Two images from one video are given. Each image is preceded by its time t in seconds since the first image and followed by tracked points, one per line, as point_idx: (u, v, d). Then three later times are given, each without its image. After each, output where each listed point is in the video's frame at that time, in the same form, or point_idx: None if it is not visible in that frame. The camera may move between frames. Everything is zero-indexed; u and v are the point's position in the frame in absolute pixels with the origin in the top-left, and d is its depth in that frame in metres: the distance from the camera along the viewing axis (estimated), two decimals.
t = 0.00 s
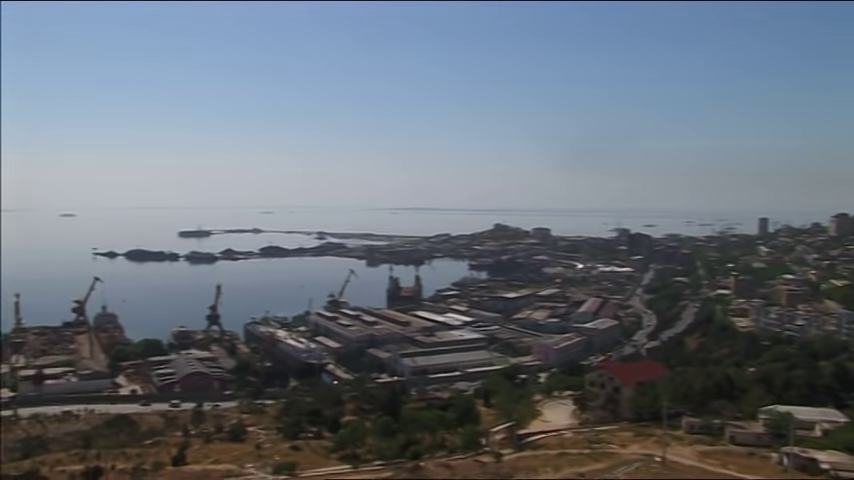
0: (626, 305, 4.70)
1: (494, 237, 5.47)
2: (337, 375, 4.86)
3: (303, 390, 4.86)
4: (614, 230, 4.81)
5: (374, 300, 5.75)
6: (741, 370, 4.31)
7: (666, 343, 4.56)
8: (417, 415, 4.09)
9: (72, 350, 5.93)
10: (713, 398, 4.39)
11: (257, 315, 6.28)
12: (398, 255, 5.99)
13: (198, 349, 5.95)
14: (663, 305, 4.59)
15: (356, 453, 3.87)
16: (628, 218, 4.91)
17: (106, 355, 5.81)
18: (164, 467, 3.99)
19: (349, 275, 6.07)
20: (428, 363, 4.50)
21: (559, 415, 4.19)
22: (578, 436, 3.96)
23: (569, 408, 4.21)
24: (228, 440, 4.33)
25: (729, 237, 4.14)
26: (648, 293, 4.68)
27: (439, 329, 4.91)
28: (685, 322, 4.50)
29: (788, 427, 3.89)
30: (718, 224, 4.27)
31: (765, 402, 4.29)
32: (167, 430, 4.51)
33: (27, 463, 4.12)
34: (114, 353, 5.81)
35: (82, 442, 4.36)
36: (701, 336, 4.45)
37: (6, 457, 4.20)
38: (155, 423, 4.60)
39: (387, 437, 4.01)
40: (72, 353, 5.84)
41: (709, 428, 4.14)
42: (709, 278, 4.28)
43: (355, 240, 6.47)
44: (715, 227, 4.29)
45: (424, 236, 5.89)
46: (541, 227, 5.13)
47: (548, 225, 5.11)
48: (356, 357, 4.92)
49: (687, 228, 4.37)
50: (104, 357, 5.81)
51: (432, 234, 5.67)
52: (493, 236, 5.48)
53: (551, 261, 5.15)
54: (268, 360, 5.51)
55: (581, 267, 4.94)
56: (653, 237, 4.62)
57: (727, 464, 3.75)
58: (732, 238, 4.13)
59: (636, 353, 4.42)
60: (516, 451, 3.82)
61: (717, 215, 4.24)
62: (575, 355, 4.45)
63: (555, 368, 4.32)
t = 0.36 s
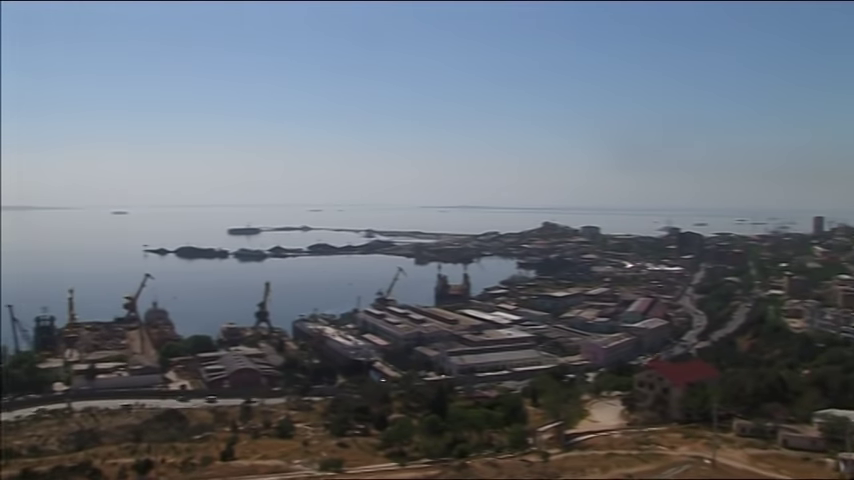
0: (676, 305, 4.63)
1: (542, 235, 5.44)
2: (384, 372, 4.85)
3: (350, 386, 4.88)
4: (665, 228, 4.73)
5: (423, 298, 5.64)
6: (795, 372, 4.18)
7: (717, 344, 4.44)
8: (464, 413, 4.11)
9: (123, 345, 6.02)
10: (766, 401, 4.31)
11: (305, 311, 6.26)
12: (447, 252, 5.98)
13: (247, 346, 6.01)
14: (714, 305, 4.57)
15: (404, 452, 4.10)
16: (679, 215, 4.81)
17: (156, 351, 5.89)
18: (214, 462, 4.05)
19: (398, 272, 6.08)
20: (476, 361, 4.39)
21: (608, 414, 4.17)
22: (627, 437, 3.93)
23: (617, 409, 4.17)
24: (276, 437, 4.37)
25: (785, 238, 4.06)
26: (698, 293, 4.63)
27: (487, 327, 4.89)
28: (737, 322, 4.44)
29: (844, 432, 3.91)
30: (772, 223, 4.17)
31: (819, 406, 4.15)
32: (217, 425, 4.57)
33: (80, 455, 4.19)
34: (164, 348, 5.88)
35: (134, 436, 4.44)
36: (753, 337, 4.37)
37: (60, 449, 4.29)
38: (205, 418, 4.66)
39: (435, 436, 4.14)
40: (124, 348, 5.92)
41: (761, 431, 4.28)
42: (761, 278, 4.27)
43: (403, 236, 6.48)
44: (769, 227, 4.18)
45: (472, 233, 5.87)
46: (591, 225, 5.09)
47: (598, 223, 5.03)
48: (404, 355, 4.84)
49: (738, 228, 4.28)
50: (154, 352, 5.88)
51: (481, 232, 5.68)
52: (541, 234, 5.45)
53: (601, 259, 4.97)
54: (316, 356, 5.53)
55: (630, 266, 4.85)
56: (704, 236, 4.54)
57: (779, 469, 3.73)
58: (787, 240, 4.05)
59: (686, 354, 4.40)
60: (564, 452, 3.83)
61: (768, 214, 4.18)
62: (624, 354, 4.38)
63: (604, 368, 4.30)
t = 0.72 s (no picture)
0: (729, 305, 4.54)
1: (593, 235, 5.41)
2: (433, 371, 4.81)
3: (399, 386, 4.90)
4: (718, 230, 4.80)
5: (473, 297, 5.61)
6: None
7: (770, 346, 4.21)
8: (512, 413, 4.14)
9: (174, 341, 6.09)
10: (822, 407, 3.94)
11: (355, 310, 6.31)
12: (497, 252, 5.97)
13: (297, 344, 6.06)
14: (768, 307, 4.39)
15: (451, 452, 4.03)
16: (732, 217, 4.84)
17: (207, 348, 5.95)
18: (263, 459, 4.09)
19: (447, 271, 6.08)
20: (526, 362, 4.42)
21: (657, 417, 4.14)
22: (677, 440, 3.89)
23: (667, 412, 4.15)
24: (324, 434, 4.40)
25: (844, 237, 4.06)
26: (752, 295, 4.52)
27: (536, 327, 4.87)
28: (791, 322, 4.23)
29: None
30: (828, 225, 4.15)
31: None
32: (266, 423, 4.61)
33: (132, 449, 4.26)
34: (215, 346, 5.94)
35: (184, 432, 4.50)
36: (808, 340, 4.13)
37: (113, 442, 4.36)
38: (253, 415, 4.67)
39: (482, 436, 4.11)
40: (175, 345, 6.00)
41: (818, 437, 3.80)
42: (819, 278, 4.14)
43: (453, 237, 6.49)
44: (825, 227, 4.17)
45: (523, 234, 5.86)
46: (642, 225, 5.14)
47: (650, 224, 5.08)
48: (453, 355, 4.85)
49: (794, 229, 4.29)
50: (205, 349, 5.95)
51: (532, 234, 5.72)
52: (591, 234, 5.41)
53: (651, 260, 5.00)
54: (365, 355, 5.51)
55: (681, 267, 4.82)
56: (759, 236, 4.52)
57: (837, 475, 3.53)
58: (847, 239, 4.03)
59: (739, 356, 4.24)
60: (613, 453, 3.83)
61: (825, 215, 4.19)
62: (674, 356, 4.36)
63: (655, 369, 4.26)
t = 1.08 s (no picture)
0: (786, 308, 4.34)
1: (647, 235, 5.32)
2: (484, 371, 4.78)
3: (451, 385, 4.88)
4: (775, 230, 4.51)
5: (525, 297, 5.58)
6: None
7: (831, 350, 4.07)
8: (564, 414, 4.14)
9: (228, 339, 6.15)
10: None
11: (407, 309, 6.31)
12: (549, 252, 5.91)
13: (349, 343, 6.07)
14: (829, 310, 4.20)
15: (502, 452, 4.06)
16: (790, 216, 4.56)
17: (260, 345, 6.00)
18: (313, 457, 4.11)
19: (499, 271, 6.05)
20: (579, 363, 4.36)
21: (713, 420, 4.07)
22: (731, 444, 3.81)
23: (723, 415, 4.07)
24: (375, 433, 4.41)
25: None
26: (811, 297, 4.30)
27: (589, 328, 4.82)
28: None
29: None
30: None
31: None
32: (317, 420, 4.63)
33: (186, 445, 4.31)
34: (268, 344, 5.98)
35: (237, 428, 4.54)
36: None
37: (167, 438, 4.42)
38: (305, 413, 4.70)
39: (534, 436, 4.14)
40: (229, 343, 6.05)
41: None
42: None
43: (505, 236, 6.45)
44: None
45: (575, 232, 5.81)
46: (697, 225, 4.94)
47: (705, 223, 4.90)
48: (504, 354, 4.80)
49: None
50: (258, 347, 6.00)
51: (583, 232, 5.60)
52: (646, 234, 5.33)
53: (706, 260, 4.82)
54: (416, 354, 5.49)
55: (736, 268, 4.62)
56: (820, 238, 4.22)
57: None
58: None
59: (798, 359, 4.10)
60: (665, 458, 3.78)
61: None
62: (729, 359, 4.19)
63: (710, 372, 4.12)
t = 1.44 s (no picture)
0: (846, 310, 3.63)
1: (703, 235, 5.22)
2: (536, 371, 4.76)
3: (502, 385, 4.86)
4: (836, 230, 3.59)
5: (577, 297, 5.52)
6: None
7: None
8: (616, 416, 4.14)
9: (280, 337, 6.18)
10: None
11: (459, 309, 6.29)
12: (602, 252, 5.83)
13: (400, 342, 6.07)
14: None
15: (554, 454, 4.15)
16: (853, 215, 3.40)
17: (312, 344, 6.02)
18: (364, 455, 4.12)
19: (551, 271, 5.99)
20: (631, 363, 4.22)
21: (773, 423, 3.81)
22: (790, 450, 3.60)
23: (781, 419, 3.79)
24: (426, 432, 4.40)
25: None
26: None
27: (643, 329, 4.75)
28: None
29: None
30: None
31: None
32: (369, 419, 4.64)
33: (238, 442, 4.35)
34: (320, 343, 6.00)
35: (288, 426, 4.57)
36: None
37: (220, 434, 4.46)
38: (357, 411, 4.72)
39: (586, 438, 4.19)
40: (281, 340, 6.09)
41: None
42: None
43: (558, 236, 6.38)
44: None
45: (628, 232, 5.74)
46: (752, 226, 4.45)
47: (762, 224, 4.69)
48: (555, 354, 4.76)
49: None
50: (310, 345, 6.02)
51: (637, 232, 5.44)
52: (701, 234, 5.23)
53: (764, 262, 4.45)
54: (468, 354, 5.46)
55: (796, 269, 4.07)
56: None
57: None
58: None
59: None
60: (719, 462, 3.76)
61: None
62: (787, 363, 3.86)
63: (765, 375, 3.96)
